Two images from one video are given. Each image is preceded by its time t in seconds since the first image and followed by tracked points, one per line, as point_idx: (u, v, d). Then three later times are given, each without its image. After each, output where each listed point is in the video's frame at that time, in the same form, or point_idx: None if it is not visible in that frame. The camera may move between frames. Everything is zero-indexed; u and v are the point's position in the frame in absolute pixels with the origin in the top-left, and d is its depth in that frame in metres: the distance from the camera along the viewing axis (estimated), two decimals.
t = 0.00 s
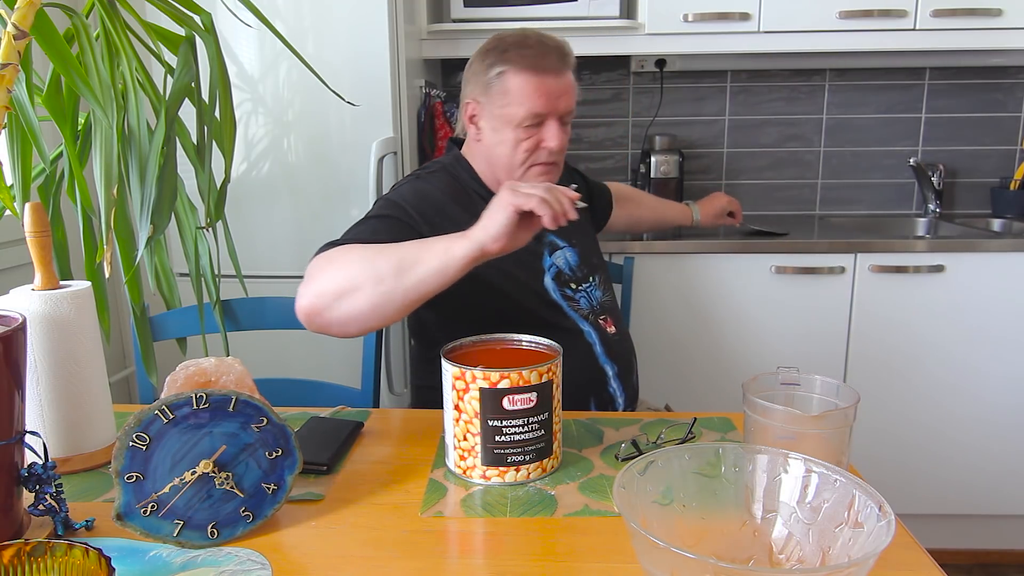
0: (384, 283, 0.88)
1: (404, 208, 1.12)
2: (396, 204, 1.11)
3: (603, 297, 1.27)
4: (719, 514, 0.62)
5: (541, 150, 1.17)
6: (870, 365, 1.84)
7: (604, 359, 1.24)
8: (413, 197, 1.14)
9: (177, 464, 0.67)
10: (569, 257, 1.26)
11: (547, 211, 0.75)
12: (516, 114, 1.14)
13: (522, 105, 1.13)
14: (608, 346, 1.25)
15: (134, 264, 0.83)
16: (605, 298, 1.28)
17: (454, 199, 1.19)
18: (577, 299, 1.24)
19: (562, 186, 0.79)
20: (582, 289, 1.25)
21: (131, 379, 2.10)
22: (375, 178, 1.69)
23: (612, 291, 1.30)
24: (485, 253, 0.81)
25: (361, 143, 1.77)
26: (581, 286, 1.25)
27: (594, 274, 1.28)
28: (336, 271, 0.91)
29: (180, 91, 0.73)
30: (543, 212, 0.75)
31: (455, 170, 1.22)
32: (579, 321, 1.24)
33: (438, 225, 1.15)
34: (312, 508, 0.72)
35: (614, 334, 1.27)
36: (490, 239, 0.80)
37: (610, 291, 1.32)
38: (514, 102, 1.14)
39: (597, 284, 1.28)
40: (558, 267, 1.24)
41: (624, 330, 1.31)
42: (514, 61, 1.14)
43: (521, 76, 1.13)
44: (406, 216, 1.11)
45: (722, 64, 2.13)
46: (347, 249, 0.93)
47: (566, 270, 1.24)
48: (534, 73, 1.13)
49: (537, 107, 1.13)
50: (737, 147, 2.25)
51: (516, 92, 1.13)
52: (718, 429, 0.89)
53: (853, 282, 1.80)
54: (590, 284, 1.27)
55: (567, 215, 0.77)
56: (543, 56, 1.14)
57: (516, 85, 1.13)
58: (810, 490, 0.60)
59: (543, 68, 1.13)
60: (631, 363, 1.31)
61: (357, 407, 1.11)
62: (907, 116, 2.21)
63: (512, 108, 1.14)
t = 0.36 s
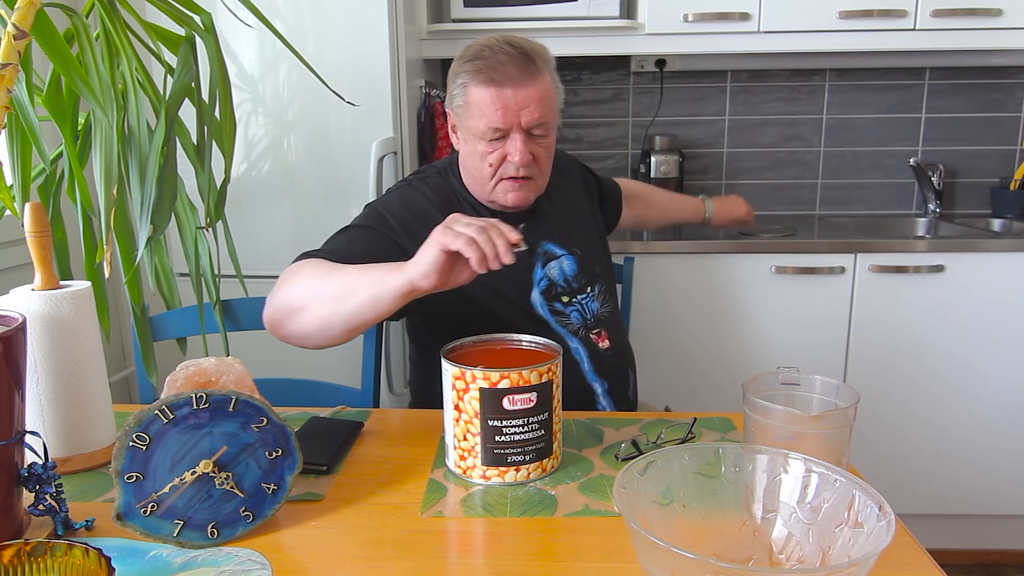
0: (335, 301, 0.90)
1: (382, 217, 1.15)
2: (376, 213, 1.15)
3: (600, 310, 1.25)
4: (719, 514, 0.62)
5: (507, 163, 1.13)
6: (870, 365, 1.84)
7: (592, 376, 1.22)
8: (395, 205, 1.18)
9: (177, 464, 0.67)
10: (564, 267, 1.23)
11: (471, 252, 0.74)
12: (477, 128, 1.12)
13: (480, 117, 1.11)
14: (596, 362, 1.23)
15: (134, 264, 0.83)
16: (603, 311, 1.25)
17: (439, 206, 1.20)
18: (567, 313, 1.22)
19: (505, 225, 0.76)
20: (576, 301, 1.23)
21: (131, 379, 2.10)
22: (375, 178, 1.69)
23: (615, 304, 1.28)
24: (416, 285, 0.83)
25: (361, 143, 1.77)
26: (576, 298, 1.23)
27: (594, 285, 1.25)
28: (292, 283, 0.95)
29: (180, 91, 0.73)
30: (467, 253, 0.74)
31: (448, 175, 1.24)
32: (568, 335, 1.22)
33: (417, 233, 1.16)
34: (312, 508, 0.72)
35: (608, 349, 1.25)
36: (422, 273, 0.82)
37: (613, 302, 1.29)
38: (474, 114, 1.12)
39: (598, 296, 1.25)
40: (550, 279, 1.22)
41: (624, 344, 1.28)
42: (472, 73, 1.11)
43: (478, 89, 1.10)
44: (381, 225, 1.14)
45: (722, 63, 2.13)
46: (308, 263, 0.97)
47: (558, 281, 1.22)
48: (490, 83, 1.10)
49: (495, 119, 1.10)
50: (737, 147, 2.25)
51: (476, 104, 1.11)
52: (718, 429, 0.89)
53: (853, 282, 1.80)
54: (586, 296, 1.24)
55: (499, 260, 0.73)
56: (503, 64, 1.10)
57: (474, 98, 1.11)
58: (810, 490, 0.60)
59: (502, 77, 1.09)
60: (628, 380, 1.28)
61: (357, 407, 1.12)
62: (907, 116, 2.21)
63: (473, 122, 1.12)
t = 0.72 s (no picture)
0: (324, 309, 0.90)
1: (377, 220, 1.15)
2: (371, 216, 1.15)
3: (597, 317, 1.24)
4: (719, 514, 0.62)
5: (504, 157, 1.12)
6: (870, 365, 1.84)
7: (583, 387, 1.21)
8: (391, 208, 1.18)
9: (177, 464, 0.67)
10: (562, 272, 1.23)
11: (456, 268, 0.74)
12: (473, 122, 1.12)
13: (476, 111, 1.11)
14: (588, 372, 1.22)
15: (134, 264, 0.83)
16: (601, 320, 1.24)
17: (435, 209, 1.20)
18: (563, 320, 1.22)
19: (495, 247, 0.76)
20: (572, 308, 1.22)
21: (131, 379, 2.10)
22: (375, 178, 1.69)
23: (616, 312, 1.26)
24: (400, 299, 0.83)
25: (361, 143, 1.76)
26: (573, 305, 1.23)
27: (593, 291, 1.24)
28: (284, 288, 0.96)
29: (180, 91, 0.73)
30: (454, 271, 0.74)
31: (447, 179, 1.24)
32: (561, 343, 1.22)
33: (412, 236, 1.15)
34: (312, 508, 0.72)
35: (602, 358, 1.23)
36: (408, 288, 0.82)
37: (615, 310, 1.27)
38: (470, 108, 1.12)
39: (596, 302, 1.24)
40: (546, 284, 1.22)
41: (622, 355, 1.26)
42: (467, 66, 1.11)
43: (474, 81, 1.11)
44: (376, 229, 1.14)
45: (721, 63, 2.13)
46: (301, 270, 0.97)
47: (554, 286, 1.22)
48: (486, 76, 1.10)
49: (491, 111, 1.10)
50: (737, 147, 2.25)
51: (473, 97, 1.11)
52: (718, 429, 0.89)
53: (853, 282, 1.80)
54: (584, 302, 1.23)
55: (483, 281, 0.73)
56: (498, 57, 1.10)
57: (470, 91, 1.11)
58: (810, 490, 0.60)
59: (498, 69, 1.10)
60: (625, 391, 1.26)
61: (357, 407, 1.12)
62: (907, 116, 2.21)
63: (469, 116, 1.13)
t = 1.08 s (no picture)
0: (314, 299, 0.91)
1: (376, 213, 1.17)
2: (372, 208, 1.18)
3: (585, 328, 1.23)
4: (719, 514, 0.62)
5: (502, 153, 1.12)
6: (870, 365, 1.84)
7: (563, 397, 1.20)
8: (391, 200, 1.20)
9: (177, 464, 0.67)
10: (552, 279, 1.21)
11: (440, 267, 0.74)
12: (472, 116, 1.12)
13: (475, 105, 1.11)
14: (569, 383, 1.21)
15: (134, 264, 0.83)
16: (587, 331, 1.23)
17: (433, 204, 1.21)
18: (547, 326, 1.21)
19: (482, 246, 0.76)
20: (558, 315, 1.21)
21: (131, 378, 2.10)
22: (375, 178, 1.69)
23: (607, 326, 1.24)
24: (387, 294, 0.83)
25: (361, 143, 1.76)
26: (559, 312, 1.22)
27: (585, 300, 1.22)
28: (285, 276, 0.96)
29: (180, 91, 0.73)
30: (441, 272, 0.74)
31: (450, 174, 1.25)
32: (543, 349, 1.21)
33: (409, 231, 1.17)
34: (312, 507, 0.72)
35: (586, 368, 1.23)
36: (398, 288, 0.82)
37: (609, 322, 1.25)
38: (469, 102, 1.12)
39: (586, 313, 1.22)
40: (532, 289, 1.21)
41: (609, 368, 1.25)
42: (468, 60, 1.11)
43: (474, 76, 1.10)
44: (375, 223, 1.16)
45: (721, 63, 2.13)
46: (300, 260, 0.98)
47: (540, 292, 1.21)
48: (485, 70, 1.09)
49: (489, 106, 1.10)
50: (737, 147, 2.25)
51: (472, 91, 1.11)
52: (718, 429, 0.89)
53: (853, 282, 1.80)
54: (571, 312, 1.22)
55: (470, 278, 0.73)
56: (498, 51, 1.10)
57: (470, 85, 1.11)
58: (810, 490, 0.60)
59: (497, 64, 1.09)
60: (611, 402, 1.25)
61: (357, 407, 1.11)
62: (907, 116, 2.21)
63: (469, 110, 1.13)
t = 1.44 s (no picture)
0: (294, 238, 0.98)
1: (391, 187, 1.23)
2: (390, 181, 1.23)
3: (575, 328, 1.22)
4: (719, 515, 0.62)
5: (485, 164, 1.13)
6: (870, 365, 1.84)
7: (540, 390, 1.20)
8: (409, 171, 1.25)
9: (177, 464, 0.67)
10: (548, 276, 1.22)
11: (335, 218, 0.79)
12: (467, 123, 1.13)
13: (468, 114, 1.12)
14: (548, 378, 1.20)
15: (134, 264, 0.83)
16: (578, 331, 1.23)
17: (446, 183, 1.24)
18: (533, 319, 1.21)
19: (382, 203, 0.81)
20: (547, 311, 1.21)
21: (131, 379, 2.10)
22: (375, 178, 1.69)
23: (602, 329, 1.23)
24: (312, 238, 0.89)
25: (361, 143, 1.76)
26: (550, 308, 1.22)
27: (578, 302, 1.22)
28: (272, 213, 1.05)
29: (180, 91, 0.73)
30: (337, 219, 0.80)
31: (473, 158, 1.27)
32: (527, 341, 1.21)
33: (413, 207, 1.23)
34: (312, 507, 0.72)
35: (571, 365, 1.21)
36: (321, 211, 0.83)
37: (602, 329, 1.24)
38: (467, 109, 1.13)
39: (577, 314, 1.22)
40: (525, 283, 1.22)
41: (599, 370, 1.23)
42: (470, 70, 1.11)
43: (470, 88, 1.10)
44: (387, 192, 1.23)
45: (721, 63, 2.13)
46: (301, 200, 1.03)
47: (532, 286, 1.21)
48: (478, 85, 1.09)
49: (478, 119, 1.10)
50: (737, 147, 2.25)
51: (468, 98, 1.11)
52: (718, 429, 0.89)
53: (852, 282, 1.80)
54: (563, 311, 1.22)
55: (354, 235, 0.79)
56: (492, 67, 1.08)
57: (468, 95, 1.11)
58: (810, 490, 0.60)
59: (489, 79, 1.08)
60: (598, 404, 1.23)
61: (356, 407, 1.11)
62: (907, 116, 2.21)
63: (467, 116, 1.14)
